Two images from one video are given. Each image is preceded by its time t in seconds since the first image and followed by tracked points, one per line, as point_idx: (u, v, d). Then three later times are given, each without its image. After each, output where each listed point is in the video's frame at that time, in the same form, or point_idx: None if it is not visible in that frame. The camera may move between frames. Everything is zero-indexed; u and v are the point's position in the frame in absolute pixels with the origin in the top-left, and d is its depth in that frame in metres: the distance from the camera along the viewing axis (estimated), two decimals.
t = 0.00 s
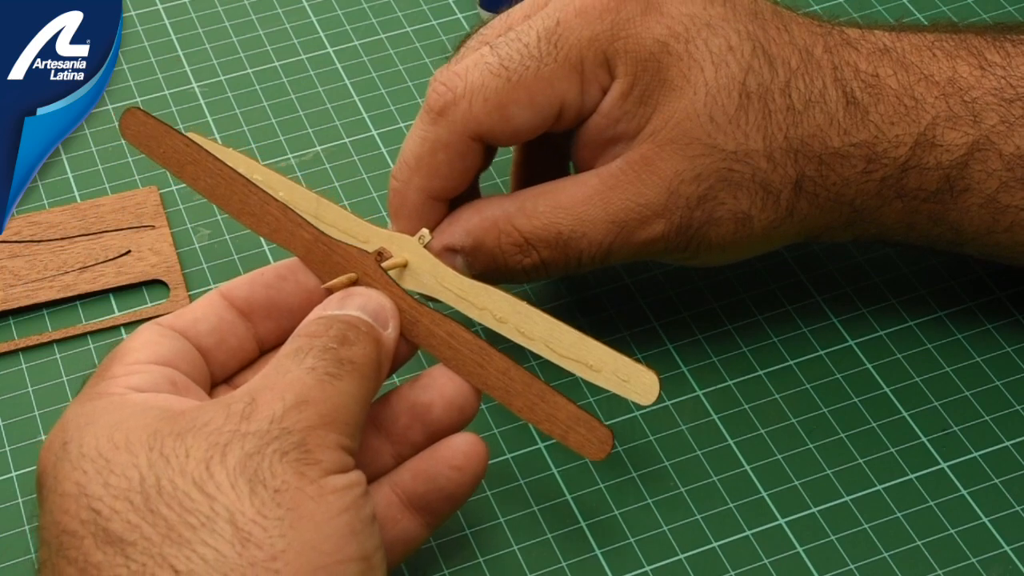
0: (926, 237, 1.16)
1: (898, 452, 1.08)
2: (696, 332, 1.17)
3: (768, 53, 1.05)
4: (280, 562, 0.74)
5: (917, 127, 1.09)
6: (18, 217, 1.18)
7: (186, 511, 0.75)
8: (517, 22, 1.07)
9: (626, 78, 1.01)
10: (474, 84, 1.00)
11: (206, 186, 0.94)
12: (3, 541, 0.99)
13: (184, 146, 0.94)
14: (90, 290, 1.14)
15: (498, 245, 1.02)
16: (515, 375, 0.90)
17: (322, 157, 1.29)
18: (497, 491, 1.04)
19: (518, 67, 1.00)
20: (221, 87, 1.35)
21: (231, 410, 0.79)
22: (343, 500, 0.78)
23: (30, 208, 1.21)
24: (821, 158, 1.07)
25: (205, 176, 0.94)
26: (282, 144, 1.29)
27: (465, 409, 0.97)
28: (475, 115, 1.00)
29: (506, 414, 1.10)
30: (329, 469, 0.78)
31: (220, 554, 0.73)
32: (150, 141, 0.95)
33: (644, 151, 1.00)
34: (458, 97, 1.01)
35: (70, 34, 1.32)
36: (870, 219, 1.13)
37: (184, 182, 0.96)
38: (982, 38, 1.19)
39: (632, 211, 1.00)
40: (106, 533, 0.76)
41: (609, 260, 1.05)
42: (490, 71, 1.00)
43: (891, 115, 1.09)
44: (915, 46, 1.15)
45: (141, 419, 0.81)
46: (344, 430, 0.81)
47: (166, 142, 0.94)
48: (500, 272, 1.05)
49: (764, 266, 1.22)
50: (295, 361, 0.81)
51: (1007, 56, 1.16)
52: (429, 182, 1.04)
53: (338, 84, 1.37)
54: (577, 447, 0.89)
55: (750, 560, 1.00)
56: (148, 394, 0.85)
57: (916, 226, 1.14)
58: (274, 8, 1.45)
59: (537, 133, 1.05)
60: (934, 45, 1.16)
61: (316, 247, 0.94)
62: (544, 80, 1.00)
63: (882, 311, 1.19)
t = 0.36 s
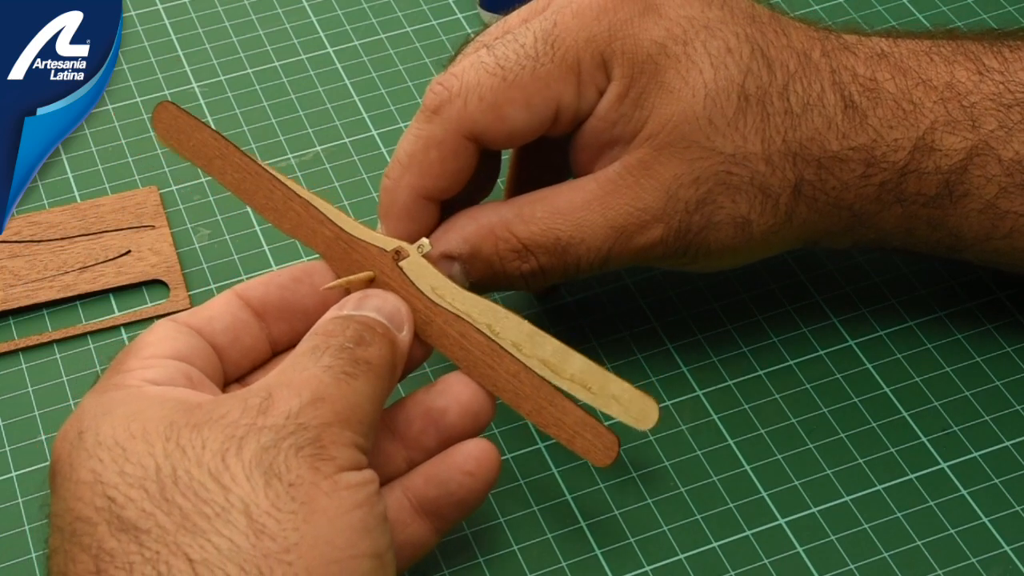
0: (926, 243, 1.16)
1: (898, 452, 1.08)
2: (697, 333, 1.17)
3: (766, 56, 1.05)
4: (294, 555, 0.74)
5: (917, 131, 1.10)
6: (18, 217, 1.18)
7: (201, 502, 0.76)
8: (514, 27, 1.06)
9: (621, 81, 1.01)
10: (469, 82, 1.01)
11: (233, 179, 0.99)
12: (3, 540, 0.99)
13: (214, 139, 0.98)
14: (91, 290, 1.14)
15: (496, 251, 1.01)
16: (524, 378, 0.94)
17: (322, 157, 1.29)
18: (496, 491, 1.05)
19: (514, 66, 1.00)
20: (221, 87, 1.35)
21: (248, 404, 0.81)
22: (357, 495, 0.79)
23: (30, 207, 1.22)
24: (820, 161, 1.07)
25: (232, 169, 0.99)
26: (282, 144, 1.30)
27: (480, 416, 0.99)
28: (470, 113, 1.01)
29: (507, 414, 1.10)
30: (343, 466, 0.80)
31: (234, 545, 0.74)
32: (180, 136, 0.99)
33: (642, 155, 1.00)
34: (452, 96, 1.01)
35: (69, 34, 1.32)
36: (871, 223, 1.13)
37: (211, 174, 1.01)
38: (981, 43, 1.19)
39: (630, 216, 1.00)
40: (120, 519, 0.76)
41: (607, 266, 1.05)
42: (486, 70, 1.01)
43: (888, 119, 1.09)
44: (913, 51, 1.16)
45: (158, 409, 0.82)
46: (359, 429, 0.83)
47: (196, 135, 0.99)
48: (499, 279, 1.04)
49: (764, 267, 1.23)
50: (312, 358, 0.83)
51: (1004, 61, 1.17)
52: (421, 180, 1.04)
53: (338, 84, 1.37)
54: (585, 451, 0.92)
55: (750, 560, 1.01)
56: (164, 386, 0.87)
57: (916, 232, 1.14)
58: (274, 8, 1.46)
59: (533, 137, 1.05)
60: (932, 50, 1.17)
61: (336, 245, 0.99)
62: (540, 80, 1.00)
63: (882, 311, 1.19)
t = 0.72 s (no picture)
0: (926, 239, 1.16)
1: (898, 452, 1.08)
2: (697, 333, 1.17)
3: (765, 51, 1.06)
4: (301, 548, 0.74)
5: (916, 126, 1.10)
6: (18, 217, 1.19)
7: (210, 493, 0.76)
8: (512, 24, 1.06)
9: (619, 76, 1.01)
10: (468, 79, 1.01)
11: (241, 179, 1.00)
12: (3, 540, 0.99)
13: (216, 141, 0.98)
14: (91, 290, 1.14)
15: (496, 247, 1.01)
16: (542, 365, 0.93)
17: (322, 157, 1.29)
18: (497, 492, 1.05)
19: (513, 62, 1.01)
20: (221, 87, 1.36)
21: (258, 399, 0.81)
22: (368, 491, 0.80)
23: (30, 208, 1.22)
24: (820, 155, 1.07)
25: (239, 170, 0.99)
26: (282, 144, 1.30)
27: (486, 424, 1.02)
28: (469, 109, 1.01)
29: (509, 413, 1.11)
30: (352, 461, 0.80)
31: (243, 537, 0.74)
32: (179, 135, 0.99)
33: (642, 150, 1.00)
34: (451, 91, 1.02)
35: (69, 34, 1.32)
36: (872, 219, 1.13)
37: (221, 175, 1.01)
38: (981, 42, 1.20)
39: (631, 211, 0.99)
40: (128, 509, 0.77)
41: (608, 263, 1.04)
42: (484, 66, 1.01)
43: (888, 114, 1.10)
44: (913, 48, 1.16)
45: (171, 401, 0.83)
46: (368, 425, 0.83)
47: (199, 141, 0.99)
48: (499, 276, 1.04)
49: (765, 267, 1.23)
50: (322, 352, 0.84)
51: (1004, 57, 1.17)
52: (421, 176, 1.04)
53: (338, 84, 1.37)
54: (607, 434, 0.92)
55: (750, 560, 1.01)
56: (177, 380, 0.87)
57: (917, 227, 1.15)
58: (274, 8, 1.46)
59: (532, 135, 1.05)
60: (931, 47, 1.17)
61: (345, 241, 1.00)
62: (539, 76, 1.00)
63: (883, 311, 1.19)
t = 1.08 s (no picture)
0: (929, 239, 1.16)
1: (897, 452, 1.08)
2: (697, 333, 1.18)
3: (767, 50, 1.06)
4: (316, 525, 0.75)
5: (918, 125, 1.10)
6: (18, 217, 1.19)
7: (225, 470, 0.77)
8: (514, 23, 1.05)
9: (621, 75, 1.01)
10: (470, 77, 1.01)
11: (249, 182, 0.99)
12: (3, 540, 1.00)
13: (225, 144, 0.98)
14: (91, 290, 1.15)
15: (499, 247, 1.01)
16: (560, 353, 0.95)
17: (322, 157, 1.30)
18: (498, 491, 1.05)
19: (515, 60, 1.01)
20: (221, 87, 1.36)
21: (269, 381, 0.82)
22: (379, 475, 0.79)
23: (30, 208, 1.22)
24: (823, 154, 1.07)
25: (247, 173, 0.99)
26: (282, 144, 1.30)
27: (492, 432, 1.02)
28: (470, 107, 1.01)
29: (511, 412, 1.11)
30: (364, 444, 0.80)
31: (259, 512, 0.75)
32: (189, 142, 0.99)
33: (645, 148, 1.00)
34: (453, 89, 1.02)
35: (69, 34, 1.33)
36: (874, 218, 1.13)
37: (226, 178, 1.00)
38: (983, 42, 1.20)
39: (634, 210, 0.99)
40: (141, 485, 0.77)
41: (611, 262, 1.04)
42: (486, 64, 1.01)
43: (890, 113, 1.10)
44: (915, 48, 1.16)
45: (184, 380, 0.83)
46: (375, 408, 0.84)
47: (208, 143, 0.98)
48: (502, 276, 1.04)
49: (765, 267, 1.23)
50: (325, 339, 0.85)
51: (1006, 57, 1.17)
52: (423, 176, 1.05)
53: (338, 84, 1.38)
54: (625, 420, 0.93)
55: (750, 560, 1.01)
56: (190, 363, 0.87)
57: (919, 226, 1.15)
58: (274, 8, 1.46)
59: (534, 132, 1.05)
60: (933, 46, 1.17)
61: (360, 238, 1.01)
62: (541, 73, 1.01)
63: (882, 311, 1.20)
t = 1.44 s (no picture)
0: (930, 231, 1.17)
1: (898, 452, 1.09)
2: (697, 332, 1.18)
3: (767, 38, 1.06)
4: (303, 508, 0.75)
5: (920, 114, 1.10)
6: (18, 217, 1.19)
7: (214, 452, 0.77)
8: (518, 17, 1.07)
9: (620, 63, 1.01)
10: (471, 70, 1.00)
11: (247, 186, 0.99)
12: (3, 540, 1.00)
13: (223, 147, 0.98)
14: (91, 290, 1.15)
15: (501, 241, 1.00)
16: (569, 343, 0.95)
17: (322, 157, 1.30)
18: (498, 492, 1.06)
19: (515, 51, 1.01)
20: (221, 87, 1.36)
21: (262, 366, 0.83)
22: (370, 459, 0.80)
23: (30, 208, 1.22)
24: (824, 141, 1.07)
25: (245, 177, 0.98)
26: (282, 144, 1.30)
27: (497, 429, 1.02)
28: (470, 100, 1.00)
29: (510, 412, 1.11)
30: (355, 430, 0.81)
31: (246, 494, 0.75)
32: (186, 149, 0.98)
33: (645, 136, 1.00)
34: (454, 83, 1.01)
35: (69, 34, 1.33)
36: (876, 208, 1.14)
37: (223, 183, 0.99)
38: (985, 36, 1.21)
39: (636, 199, 0.99)
40: (132, 467, 0.78)
41: (614, 254, 1.03)
42: (487, 57, 1.01)
43: (891, 103, 1.10)
44: (917, 41, 1.17)
45: (181, 364, 0.84)
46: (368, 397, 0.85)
47: (204, 147, 0.98)
48: (504, 270, 1.03)
49: (765, 267, 1.24)
50: (322, 329, 0.86)
51: (1007, 50, 1.18)
52: (424, 168, 1.03)
53: (338, 84, 1.38)
54: (638, 408, 0.93)
55: (750, 560, 1.01)
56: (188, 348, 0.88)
57: (921, 216, 1.15)
58: (274, 8, 1.46)
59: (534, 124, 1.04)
60: (935, 39, 1.18)
61: (362, 237, 1.00)
62: (541, 64, 1.00)
63: (882, 311, 1.20)
